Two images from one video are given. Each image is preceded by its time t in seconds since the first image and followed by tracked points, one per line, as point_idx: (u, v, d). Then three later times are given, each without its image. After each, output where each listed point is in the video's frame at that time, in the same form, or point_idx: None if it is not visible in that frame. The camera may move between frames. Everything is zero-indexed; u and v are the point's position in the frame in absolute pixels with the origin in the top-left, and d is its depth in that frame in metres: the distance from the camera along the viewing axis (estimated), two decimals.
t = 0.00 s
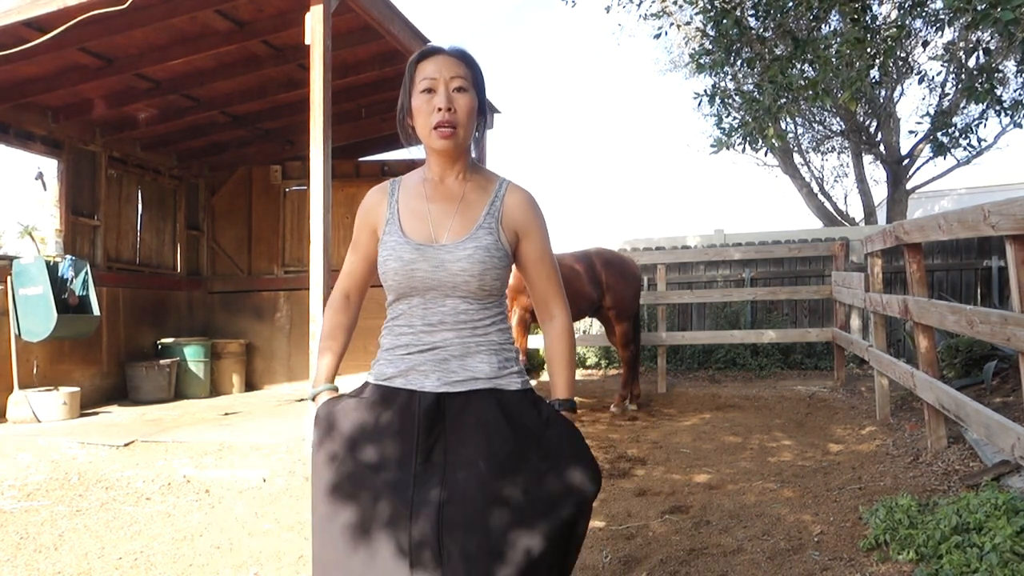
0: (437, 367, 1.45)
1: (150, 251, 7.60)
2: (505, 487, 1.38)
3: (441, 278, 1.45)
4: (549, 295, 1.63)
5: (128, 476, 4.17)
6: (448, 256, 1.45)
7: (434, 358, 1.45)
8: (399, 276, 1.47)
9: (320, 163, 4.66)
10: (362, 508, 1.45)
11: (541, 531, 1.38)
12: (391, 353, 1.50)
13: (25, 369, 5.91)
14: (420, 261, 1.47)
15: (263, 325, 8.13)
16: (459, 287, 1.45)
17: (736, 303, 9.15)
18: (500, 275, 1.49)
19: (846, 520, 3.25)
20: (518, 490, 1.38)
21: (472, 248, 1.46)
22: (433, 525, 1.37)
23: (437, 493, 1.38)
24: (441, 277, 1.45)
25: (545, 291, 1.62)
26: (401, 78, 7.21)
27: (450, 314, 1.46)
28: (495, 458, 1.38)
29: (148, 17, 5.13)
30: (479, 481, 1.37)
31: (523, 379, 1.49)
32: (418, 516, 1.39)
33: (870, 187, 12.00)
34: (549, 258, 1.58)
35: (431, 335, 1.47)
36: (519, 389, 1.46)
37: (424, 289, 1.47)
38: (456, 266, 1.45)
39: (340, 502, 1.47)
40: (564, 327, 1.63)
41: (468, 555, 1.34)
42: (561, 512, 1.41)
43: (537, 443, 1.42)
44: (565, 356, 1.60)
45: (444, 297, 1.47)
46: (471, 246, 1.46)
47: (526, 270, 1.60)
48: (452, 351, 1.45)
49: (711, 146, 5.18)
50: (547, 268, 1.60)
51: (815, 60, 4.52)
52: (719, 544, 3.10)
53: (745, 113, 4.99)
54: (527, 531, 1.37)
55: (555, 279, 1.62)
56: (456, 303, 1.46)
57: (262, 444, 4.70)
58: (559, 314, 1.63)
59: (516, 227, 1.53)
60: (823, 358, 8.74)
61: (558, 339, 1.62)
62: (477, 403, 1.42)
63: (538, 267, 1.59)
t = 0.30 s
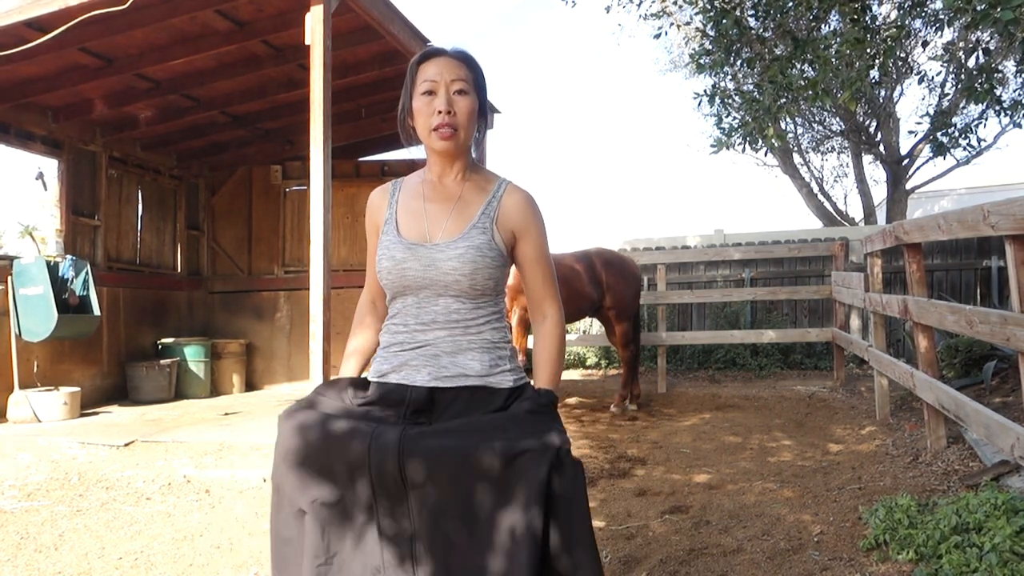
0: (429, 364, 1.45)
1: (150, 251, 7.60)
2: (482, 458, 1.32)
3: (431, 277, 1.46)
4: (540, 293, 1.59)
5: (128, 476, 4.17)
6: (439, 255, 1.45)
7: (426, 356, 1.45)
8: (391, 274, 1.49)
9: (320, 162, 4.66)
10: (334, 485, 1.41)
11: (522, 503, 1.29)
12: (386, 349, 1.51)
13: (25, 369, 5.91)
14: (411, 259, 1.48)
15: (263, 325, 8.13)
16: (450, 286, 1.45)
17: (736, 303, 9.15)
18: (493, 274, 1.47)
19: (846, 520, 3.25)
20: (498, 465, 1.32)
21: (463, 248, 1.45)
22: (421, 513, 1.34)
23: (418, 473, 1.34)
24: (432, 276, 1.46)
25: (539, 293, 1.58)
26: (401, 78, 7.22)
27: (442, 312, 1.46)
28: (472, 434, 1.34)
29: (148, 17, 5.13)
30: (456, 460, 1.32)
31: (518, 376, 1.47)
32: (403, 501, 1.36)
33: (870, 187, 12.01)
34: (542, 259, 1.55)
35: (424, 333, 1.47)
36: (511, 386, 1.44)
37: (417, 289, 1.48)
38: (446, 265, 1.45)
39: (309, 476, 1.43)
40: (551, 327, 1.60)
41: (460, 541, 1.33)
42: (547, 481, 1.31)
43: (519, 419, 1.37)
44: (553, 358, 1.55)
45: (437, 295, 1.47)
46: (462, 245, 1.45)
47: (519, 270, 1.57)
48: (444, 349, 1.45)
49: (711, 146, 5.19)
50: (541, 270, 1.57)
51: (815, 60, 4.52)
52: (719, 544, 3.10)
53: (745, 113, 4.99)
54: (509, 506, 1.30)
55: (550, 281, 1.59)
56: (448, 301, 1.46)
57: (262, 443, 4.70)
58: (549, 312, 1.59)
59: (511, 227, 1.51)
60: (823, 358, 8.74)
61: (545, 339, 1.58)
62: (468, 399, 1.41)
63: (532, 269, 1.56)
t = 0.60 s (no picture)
0: (436, 367, 1.46)
1: (150, 251, 7.60)
2: (506, 490, 1.39)
3: (441, 280, 1.45)
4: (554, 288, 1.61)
5: (128, 476, 4.17)
6: (449, 258, 1.45)
7: (434, 360, 1.45)
8: (400, 278, 1.47)
9: (321, 163, 4.66)
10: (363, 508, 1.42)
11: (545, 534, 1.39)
12: (391, 353, 1.50)
13: (25, 369, 5.91)
14: (421, 263, 1.46)
15: (263, 325, 8.13)
16: (461, 290, 1.45)
17: (736, 303, 9.15)
18: (500, 277, 1.49)
19: (846, 520, 3.25)
20: (522, 496, 1.40)
21: (473, 251, 1.46)
22: (434, 526, 1.35)
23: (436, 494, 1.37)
24: (442, 279, 1.45)
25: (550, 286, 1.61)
26: (401, 79, 7.22)
27: (450, 316, 1.47)
28: (494, 463, 1.39)
29: (148, 17, 5.13)
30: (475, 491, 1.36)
31: (521, 381, 1.49)
32: (419, 517, 1.36)
33: (870, 187, 12.01)
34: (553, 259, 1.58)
35: (433, 336, 1.47)
36: (518, 388, 1.48)
37: (424, 291, 1.47)
38: (458, 269, 1.45)
39: (344, 502, 1.44)
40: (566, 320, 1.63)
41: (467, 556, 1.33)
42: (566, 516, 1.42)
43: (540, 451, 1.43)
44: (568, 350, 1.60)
45: (445, 299, 1.47)
46: (472, 249, 1.46)
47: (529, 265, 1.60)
48: (453, 352, 1.46)
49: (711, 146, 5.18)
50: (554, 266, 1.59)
51: (815, 60, 4.52)
52: (719, 544, 3.10)
53: (744, 113, 4.98)
54: (531, 536, 1.39)
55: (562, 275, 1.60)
56: (456, 305, 1.47)
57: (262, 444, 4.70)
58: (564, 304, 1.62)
59: (517, 229, 1.52)
60: (823, 357, 8.74)
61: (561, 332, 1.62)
62: (478, 402, 1.43)
63: (543, 266, 1.58)
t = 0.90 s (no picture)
0: (445, 369, 1.46)
1: (150, 251, 7.60)
2: (509, 492, 1.38)
3: (450, 281, 1.45)
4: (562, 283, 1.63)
5: (128, 476, 4.17)
6: (459, 259, 1.45)
7: (443, 361, 1.45)
8: (408, 279, 1.47)
9: (321, 163, 4.66)
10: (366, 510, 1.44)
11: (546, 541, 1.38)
12: (397, 355, 1.49)
13: (25, 369, 5.91)
14: (429, 263, 1.46)
15: (263, 325, 8.14)
16: (470, 291, 1.45)
17: (736, 303, 9.15)
18: (507, 278, 1.50)
19: (846, 520, 3.25)
20: (527, 500, 1.38)
21: (481, 252, 1.46)
22: (444, 531, 1.37)
23: (445, 497, 1.39)
24: (450, 280, 1.45)
25: (560, 284, 1.63)
26: (401, 78, 7.22)
27: (458, 317, 1.47)
28: (506, 467, 1.39)
29: (148, 17, 5.13)
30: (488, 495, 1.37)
31: (527, 382, 1.51)
32: (427, 522, 1.38)
33: (870, 187, 12.02)
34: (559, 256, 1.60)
35: (440, 338, 1.47)
36: (526, 389, 1.49)
37: (432, 292, 1.46)
38: (467, 269, 1.45)
39: (342, 503, 1.46)
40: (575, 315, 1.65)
41: (477, 560, 1.33)
42: (574, 527, 1.42)
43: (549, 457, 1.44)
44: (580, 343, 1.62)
45: (453, 300, 1.47)
46: (480, 250, 1.46)
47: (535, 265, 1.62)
48: (462, 353, 1.46)
49: (711, 146, 5.19)
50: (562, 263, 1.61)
51: (815, 60, 4.52)
52: (719, 544, 3.10)
53: (744, 113, 4.99)
54: (536, 541, 1.37)
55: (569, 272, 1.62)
56: (464, 306, 1.47)
57: (262, 443, 4.70)
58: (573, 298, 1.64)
59: (521, 228, 1.54)
60: (823, 358, 8.74)
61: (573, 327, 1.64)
62: (487, 402, 1.44)
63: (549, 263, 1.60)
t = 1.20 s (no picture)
0: (444, 370, 1.46)
1: (150, 251, 7.60)
2: (506, 489, 1.37)
3: (451, 279, 1.46)
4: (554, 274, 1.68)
5: (128, 476, 4.17)
6: (460, 256, 1.46)
7: (443, 361, 1.46)
8: (409, 278, 1.47)
9: (321, 162, 4.66)
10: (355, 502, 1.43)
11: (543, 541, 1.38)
12: (396, 355, 1.49)
13: (25, 369, 5.91)
14: (429, 262, 1.46)
15: (263, 325, 8.14)
16: (471, 288, 1.47)
17: (736, 303, 9.15)
18: (507, 276, 1.51)
19: (846, 520, 3.25)
20: (527, 499, 1.38)
21: (482, 249, 1.47)
22: (441, 528, 1.37)
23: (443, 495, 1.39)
24: (451, 277, 1.46)
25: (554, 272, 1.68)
26: (401, 79, 7.22)
27: (458, 316, 1.47)
28: (504, 465, 1.38)
29: (148, 17, 5.14)
30: (487, 494, 1.36)
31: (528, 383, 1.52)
32: (423, 519, 1.38)
33: (870, 187, 12.02)
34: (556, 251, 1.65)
35: (439, 337, 1.47)
36: (525, 391, 1.49)
37: (432, 291, 1.47)
38: (468, 267, 1.46)
39: (335, 495, 1.44)
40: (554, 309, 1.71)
41: (473, 558, 1.34)
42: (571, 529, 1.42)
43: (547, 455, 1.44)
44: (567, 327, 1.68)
45: (452, 299, 1.48)
46: (482, 247, 1.48)
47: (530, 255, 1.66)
48: (462, 353, 1.46)
49: (711, 146, 5.19)
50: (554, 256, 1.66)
51: (815, 60, 4.52)
52: (718, 544, 3.10)
53: (744, 113, 4.99)
54: (533, 540, 1.37)
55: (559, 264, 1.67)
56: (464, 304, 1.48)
57: (262, 443, 4.71)
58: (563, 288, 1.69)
59: (523, 223, 1.58)
60: (823, 358, 8.74)
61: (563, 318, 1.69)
62: (486, 404, 1.44)
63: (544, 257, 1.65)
